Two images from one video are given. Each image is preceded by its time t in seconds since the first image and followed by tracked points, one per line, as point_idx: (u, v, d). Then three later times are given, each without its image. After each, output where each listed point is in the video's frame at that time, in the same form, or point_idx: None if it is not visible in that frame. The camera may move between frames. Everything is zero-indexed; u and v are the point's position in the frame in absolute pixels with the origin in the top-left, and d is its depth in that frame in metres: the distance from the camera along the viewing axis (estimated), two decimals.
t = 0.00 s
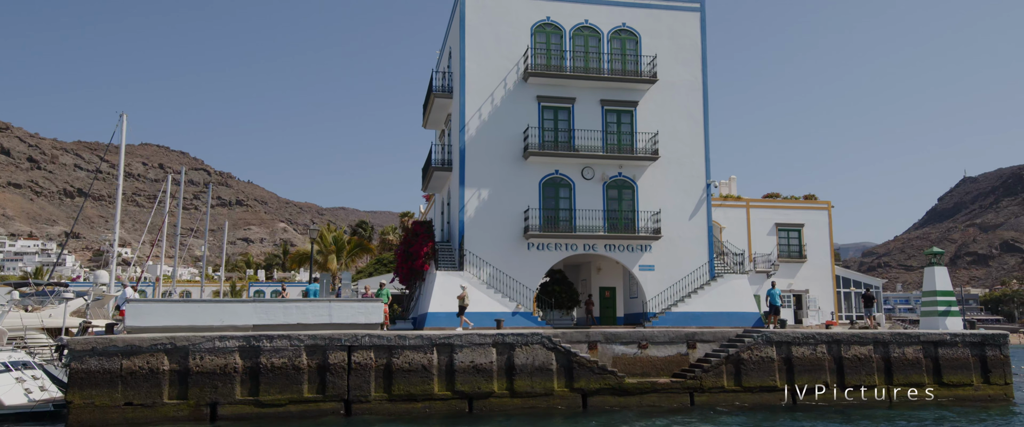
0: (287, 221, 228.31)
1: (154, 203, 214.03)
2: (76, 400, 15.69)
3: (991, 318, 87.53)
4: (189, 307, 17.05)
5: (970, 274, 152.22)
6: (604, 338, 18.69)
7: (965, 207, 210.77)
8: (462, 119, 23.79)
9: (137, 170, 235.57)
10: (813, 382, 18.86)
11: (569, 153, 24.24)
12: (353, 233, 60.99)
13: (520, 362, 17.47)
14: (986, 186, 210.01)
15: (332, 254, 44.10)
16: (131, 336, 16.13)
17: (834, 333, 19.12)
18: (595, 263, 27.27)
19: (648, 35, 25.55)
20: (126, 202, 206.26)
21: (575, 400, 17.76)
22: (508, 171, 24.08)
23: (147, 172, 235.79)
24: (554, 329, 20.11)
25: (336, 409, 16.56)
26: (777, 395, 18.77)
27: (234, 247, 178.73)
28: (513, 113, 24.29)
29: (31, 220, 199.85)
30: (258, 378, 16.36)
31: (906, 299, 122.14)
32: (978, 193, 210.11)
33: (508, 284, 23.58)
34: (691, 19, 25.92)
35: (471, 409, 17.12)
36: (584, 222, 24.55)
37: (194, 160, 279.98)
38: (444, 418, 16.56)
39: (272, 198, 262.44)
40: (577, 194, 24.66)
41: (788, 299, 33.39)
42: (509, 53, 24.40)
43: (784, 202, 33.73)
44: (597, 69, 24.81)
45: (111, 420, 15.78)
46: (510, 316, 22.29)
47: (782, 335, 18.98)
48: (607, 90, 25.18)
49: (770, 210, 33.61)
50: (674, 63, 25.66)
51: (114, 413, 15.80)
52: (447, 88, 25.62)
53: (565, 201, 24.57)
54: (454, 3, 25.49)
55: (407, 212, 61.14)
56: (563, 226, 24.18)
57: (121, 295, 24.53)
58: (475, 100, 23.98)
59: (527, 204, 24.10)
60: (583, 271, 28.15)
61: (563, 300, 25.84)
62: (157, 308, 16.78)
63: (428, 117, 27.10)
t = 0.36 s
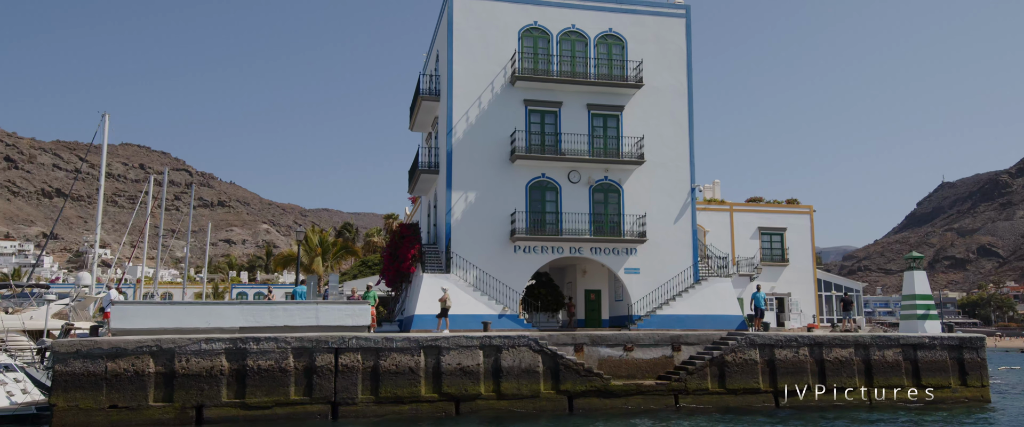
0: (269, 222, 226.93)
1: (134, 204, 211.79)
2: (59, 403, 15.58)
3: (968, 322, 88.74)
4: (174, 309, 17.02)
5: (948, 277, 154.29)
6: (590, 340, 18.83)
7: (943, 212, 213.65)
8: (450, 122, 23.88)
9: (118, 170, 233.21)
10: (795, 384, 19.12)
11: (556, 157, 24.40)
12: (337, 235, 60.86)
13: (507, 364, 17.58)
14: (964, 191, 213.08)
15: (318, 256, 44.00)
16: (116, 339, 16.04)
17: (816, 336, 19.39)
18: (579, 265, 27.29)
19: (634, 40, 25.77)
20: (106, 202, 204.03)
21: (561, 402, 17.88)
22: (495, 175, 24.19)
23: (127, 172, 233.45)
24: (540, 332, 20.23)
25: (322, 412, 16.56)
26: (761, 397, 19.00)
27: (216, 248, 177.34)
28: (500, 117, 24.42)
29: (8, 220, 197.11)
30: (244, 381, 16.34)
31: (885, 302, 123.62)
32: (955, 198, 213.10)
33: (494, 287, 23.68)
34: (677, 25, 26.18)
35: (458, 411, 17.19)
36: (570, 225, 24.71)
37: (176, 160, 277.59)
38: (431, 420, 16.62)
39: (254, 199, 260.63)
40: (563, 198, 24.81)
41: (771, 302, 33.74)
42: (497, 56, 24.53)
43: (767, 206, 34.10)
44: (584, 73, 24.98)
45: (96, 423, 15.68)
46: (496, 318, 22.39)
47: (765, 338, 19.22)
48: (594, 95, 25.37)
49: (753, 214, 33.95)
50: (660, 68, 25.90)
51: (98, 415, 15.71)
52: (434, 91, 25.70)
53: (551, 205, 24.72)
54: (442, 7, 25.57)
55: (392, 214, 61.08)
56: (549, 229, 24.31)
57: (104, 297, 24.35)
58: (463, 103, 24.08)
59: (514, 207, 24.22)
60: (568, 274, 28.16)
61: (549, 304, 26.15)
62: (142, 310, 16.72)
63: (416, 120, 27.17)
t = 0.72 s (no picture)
0: (253, 221, 225.51)
1: (115, 202, 209.71)
2: (45, 404, 15.48)
3: (949, 322, 89.83)
4: (162, 309, 16.98)
5: (929, 279, 156.14)
6: (578, 341, 18.98)
7: (923, 214, 216.15)
8: (439, 123, 23.95)
9: (100, 168, 230.86)
10: (779, 384, 19.36)
11: (544, 158, 24.52)
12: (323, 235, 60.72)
13: (495, 364, 17.68)
14: (944, 193, 215.69)
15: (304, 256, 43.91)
16: (102, 339, 15.95)
17: (799, 336, 19.64)
18: (567, 266, 27.44)
19: (622, 43, 25.95)
20: (87, 201, 201.87)
21: (549, 402, 18.00)
22: (484, 175, 24.28)
23: (109, 171, 231.21)
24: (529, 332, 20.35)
25: (311, 412, 16.57)
26: (745, 397, 19.22)
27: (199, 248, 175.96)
28: (488, 118, 24.51)
29: None
30: (232, 381, 16.31)
31: (867, 303, 124.83)
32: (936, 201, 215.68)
33: (483, 287, 23.76)
34: (664, 27, 26.38)
35: (446, 411, 17.26)
36: (558, 226, 24.83)
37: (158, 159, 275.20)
38: (420, 420, 16.68)
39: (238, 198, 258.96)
40: (551, 199, 24.93)
41: (755, 303, 34.07)
42: (485, 58, 24.62)
43: (751, 208, 34.42)
44: (572, 75, 25.12)
45: (82, 423, 15.59)
46: (484, 319, 22.48)
47: (749, 339, 19.45)
48: (582, 96, 25.51)
49: (738, 216, 34.26)
50: (647, 70, 26.09)
51: (85, 416, 15.63)
52: (423, 92, 25.75)
53: (539, 206, 24.84)
54: (431, 7, 25.64)
55: (378, 214, 61.00)
56: (537, 230, 24.43)
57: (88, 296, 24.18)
58: (452, 104, 24.16)
59: (502, 207, 24.31)
60: (555, 274, 28.27)
61: (536, 304, 26.30)
62: (129, 310, 16.67)
63: (404, 120, 27.20)
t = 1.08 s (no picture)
0: (237, 220, 224.01)
1: (96, 200, 207.46)
2: (30, 403, 15.38)
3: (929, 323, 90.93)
4: (149, 308, 16.93)
5: (909, 279, 157.95)
6: (565, 340, 19.13)
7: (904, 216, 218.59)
8: (427, 123, 24.02)
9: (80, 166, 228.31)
10: (763, 383, 19.61)
11: (531, 159, 24.65)
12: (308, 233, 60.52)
13: (483, 364, 17.78)
14: (924, 195, 218.36)
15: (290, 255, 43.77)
16: (88, 338, 15.86)
17: (783, 336, 19.89)
18: (552, 266, 27.48)
19: (610, 45, 26.13)
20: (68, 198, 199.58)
21: (535, 402, 18.13)
22: (471, 176, 24.37)
23: (90, 168, 228.74)
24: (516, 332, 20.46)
25: (299, 411, 16.59)
26: (730, 396, 19.45)
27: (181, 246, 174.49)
28: (476, 118, 24.60)
29: None
30: (220, 380, 16.30)
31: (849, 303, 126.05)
32: (916, 202, 218.23)
33: (470, 287, 23.86)
34: (651, 30, 26.59)
35: (434, 410, 17.34)
36: (545, 226, 24.97)
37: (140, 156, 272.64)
38: (408, 418, 16.75)
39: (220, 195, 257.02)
40: (539, 199, 25.06)
41: (739, 303, 34.40)
42: (474, 58, 24.71)
43: (736, 209, 34.75)
44: (560, 76, 25.26)
45: (67, 422, 15.50)
46: (471, 318, 22.57)
47: (734, 338, 19.68)
48: (569, 98, 25.66)
49: (722, 217, 34.57)
50: (634, 72, 26.29)
51: (70, 415, 15.54)
52: (411, 92, 25.80)
53: (527, 206, 24.96)
54: (419, 8, 25.69)
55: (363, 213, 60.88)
56: (525, 230, 24.56)
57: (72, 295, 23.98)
58: (440, 104, 24.24)
59: (490, 207, 24.42)
60: (542, 274, 28.35)
61: (523, 303, 26.68)
62: (115, 309, 16.60)
63: (391, 120, 27.23)
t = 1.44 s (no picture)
0: (216, 217, 222.02)
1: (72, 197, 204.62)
2: (11, 402, 15.25)
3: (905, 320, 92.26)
4: (132, 307, 16.83)
5: (886, 277, 160.05)
6: (549, 338, 19.26)
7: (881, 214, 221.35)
8: (411, 122, 24.04)
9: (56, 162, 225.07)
10: (743, 380, 19.87)
11: (515, 157, 24.75)
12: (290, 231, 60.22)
13: (468, 361, 17.87)
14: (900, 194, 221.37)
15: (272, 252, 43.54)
16: (70, 337, 15.74)
17: (763, 333, 20.16)
18: (536, 265, 27.60)
19: (593, 44, 26.28)
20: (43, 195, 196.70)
21: (520, 399, 18.26)
22: (456, 174, 24.43)
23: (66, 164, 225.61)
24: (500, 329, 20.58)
25: (284, 409, 16.60)
26: (711, 393, 19.70)
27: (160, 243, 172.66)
28: (461, 116, 24.66)
29: None
30: (204, 379, 16.26)
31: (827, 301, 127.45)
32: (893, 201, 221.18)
33: (454, 285, 23.93)
34: (634, 30, 26.78)
35: (418, 407, 17.41)
36: (530, 225, 25.08)
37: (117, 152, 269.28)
38: (392, 416, 16.81)
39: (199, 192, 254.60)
40: (523, 198, 25.17)
41: (720, 301, 34.75)
42: (458, 57, 24.76)
43: (717, 207, 35.07)
44: (544, 75, 25.38)
45: (49, 422, 15.40)
46: (455, 316, 22.64)
47: (715, 336, 19.91)
48: (553, 97, 25.79)
49: (704, 215, 34.88)
50: (618, 72, 26.47)
51: (52, 414, 15.42)
52: (395, 90, 25.80)
53: (511, 205, 25.05)
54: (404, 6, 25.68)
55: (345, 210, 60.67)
56: (509, 228, 24.66)
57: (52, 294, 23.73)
58: (424, 103, 24.27)
59: (474, 206, 24.50)
60: (525, 272, 28.44)
61: (507, 301, 26.71)
62: (98, 307, 16.48)
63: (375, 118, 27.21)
